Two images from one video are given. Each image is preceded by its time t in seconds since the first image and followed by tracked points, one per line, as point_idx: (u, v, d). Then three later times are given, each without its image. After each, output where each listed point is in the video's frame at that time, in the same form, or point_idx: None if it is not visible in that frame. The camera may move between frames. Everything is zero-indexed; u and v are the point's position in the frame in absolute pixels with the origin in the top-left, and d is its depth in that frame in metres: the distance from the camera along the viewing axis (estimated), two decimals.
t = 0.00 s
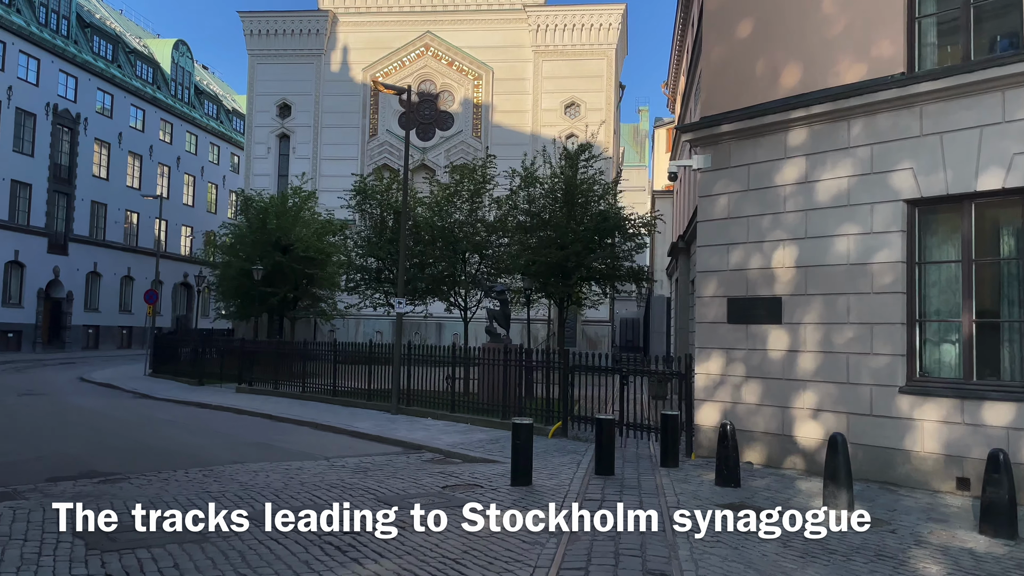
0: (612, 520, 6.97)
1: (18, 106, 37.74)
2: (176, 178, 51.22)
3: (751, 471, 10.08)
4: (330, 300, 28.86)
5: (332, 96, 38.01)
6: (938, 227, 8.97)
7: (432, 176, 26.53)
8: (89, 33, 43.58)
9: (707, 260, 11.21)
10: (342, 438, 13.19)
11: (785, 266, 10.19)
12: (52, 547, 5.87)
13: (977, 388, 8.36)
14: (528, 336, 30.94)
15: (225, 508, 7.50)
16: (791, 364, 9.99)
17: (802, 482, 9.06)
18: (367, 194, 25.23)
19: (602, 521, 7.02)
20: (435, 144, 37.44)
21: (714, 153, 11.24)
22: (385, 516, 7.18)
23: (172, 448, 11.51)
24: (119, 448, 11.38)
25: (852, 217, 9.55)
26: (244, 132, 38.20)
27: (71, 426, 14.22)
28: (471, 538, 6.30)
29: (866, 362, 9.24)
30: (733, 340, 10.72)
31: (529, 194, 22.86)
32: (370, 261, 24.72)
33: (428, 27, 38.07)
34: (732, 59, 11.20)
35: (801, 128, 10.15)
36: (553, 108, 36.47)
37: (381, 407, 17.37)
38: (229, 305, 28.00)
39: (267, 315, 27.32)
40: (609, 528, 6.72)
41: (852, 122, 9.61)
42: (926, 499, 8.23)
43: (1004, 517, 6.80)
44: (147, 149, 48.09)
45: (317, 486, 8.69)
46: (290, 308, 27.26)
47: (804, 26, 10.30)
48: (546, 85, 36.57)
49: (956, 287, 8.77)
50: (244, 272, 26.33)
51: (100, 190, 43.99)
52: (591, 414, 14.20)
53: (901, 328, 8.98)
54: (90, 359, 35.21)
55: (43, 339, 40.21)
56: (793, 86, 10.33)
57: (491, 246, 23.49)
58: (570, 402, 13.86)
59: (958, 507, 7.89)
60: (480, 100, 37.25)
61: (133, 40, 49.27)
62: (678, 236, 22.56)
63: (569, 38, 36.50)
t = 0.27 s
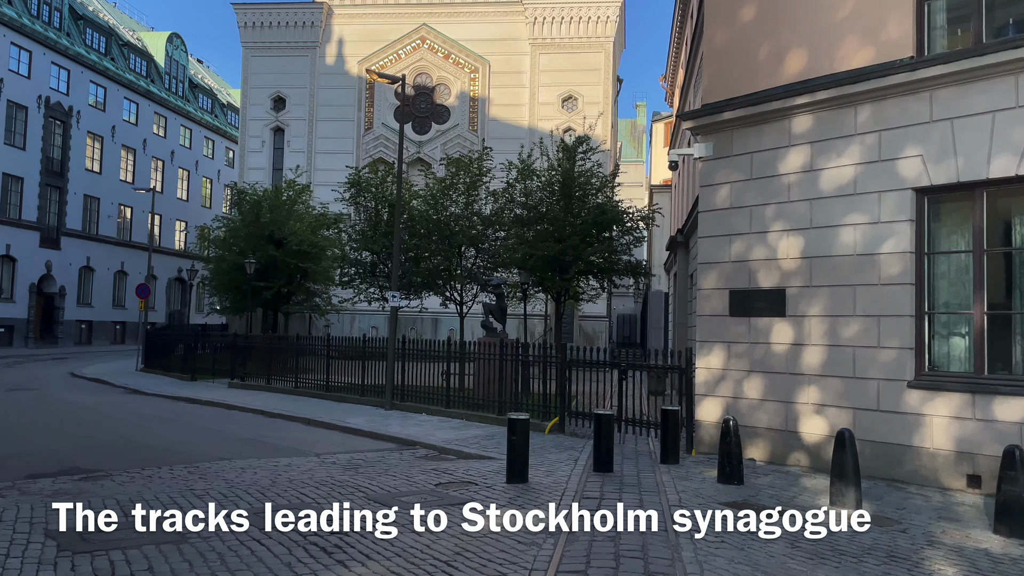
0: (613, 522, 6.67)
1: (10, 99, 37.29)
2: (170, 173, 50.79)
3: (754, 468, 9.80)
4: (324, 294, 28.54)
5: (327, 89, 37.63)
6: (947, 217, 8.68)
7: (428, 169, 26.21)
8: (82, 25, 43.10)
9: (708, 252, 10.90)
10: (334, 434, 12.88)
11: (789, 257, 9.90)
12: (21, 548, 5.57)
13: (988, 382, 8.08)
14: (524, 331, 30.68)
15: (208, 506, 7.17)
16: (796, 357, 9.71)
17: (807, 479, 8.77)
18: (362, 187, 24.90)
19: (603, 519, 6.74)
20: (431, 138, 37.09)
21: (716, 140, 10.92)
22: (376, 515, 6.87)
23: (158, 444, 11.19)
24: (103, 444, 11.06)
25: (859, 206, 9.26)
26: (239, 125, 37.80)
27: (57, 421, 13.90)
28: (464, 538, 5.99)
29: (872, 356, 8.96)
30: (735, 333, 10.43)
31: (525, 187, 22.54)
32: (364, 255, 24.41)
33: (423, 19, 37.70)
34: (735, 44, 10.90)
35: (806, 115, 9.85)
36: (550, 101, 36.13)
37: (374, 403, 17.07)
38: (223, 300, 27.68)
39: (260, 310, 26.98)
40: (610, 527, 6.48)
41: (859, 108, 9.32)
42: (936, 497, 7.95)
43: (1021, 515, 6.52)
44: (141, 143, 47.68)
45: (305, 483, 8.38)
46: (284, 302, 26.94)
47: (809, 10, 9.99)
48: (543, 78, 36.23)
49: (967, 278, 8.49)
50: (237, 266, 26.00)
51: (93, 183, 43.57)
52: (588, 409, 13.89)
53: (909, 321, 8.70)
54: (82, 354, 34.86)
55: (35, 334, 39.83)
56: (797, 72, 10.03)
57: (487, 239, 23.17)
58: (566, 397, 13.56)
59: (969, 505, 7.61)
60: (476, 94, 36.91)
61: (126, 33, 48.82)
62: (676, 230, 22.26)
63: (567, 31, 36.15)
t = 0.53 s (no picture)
0: (612, 529, 6.38)
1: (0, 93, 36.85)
2: (164, 168, 50.35)
3: (757, 470, 9.51)
4: (318, 291, 28.21)
5: (322, 84, 37.24)
6: (959, 211, 8.38)
7: (423, 164, 25.88)
8: (74, 18, 42.60)
9: (710, 249, 10.60)
10: (325, 435, 12.58)
11: (794, 254, 9.60)
12: None
13: (1001, 384, 7.79)
14: (521, 329, 30.37)
15: (189, 513, 6.86)
16: (800, 357, 9.42)
17: (812, 484, 8.48)
18: (356, 182, 24.57)
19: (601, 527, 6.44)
20: (427, 133, 36.72)
21: (718, 134, 10.62)
22: (364, 522, 6.57)
23: (143, 446, 10.88)
24: (87, 446, 10.74)
25: (866, 201, 8.96)
26: (232, 119, 37.41)
27: (42, 421, 13.55)
28: (456, 550, 5.68)
29: (880, 355, 8.67)
30: (737, 332, 10.14)
31: (522, 182, 22.21)
32: (358, 251, 24.07)
33: (419, 13, 37.37)
34: (738, 34, 10.57)
35: (812, 107, 9.54)
36: (547, 96, 35.79)
37: (368, 402, 16.76)
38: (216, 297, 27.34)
39: (253, 307, 26.65)
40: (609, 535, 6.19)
41: (866, 99, 9.01)
42: (947, 503, 7.66)
43: None
44: (134, 137, 47.23)
45: (293, 488, 8.06)
46: (278, 299, 26.61)
47: None
48: (541, 72, 35.87)
49: (979, 276, 8.19)
50: (230, 262, 25.66)
51: (85, 178, 43.13)
52: (586, 409, 13.60)
53: (918, 320, 8.41)
54: (74, 351, 34.47)
55: (27, 331, 39.42)
56: (803, 63, 9.72)
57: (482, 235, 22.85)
58: (564, 396, 13.27)
59: (983, 512, 7.32)
60: (472, 88, 36.54)
61: (119, 26, 48.34)
62: (675, 226, 21.96)
63: (564, 25, 35.79)
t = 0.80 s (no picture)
0: (613, 529, 6.06)
1: None
2: (159, 161, 49.90)
3: (762, 467, 9.20)
4: (313, 284, 27.86)
5: (318, 75, 36.83)
6: (973, 198, 8.07)
7: (419, 155, 25.53)
8: (67, 9, 42.11)
9: (714, 238, 10.28)
10: (317, 430, 12.26)
11: (801, 243, 9.29)
12: None
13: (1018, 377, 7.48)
14: (519, 323, 30.05)
15: (170, 511, 6.54)
16: (807, 350, 9.11)
17: (820, 481, 8.17)
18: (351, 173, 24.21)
19: (602, 526, 6.14)
20: (423, 125, 36.32)
21: (723, 119, 10.29)
22: (354, 522, 6.26)
23: (129, 441, 10.56)
24: (71, 442, 10.42)
25: (876, 187, 8.64)
26: (227, 111, 37.01)
27: (27, 416, 13.20)
28: (450, 552, 5.37)
29: (891, 347, 8.36)
30: (742, 324, 9.84)
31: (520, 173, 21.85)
32: (354, 244, 23.71)
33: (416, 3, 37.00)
34: (743, 16, 10.24)
35: (820, 91, 9.21)
36: (545, 88, 35.38)
37: (363, 396, 16.45)
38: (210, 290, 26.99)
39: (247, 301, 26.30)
40: (611, 534, 5.88)
41: (877, 82, 8.68)
42: (962, 501, 7.36)
43: None
44: (128, 130, 46.80)
45: (281, 485, 7.75)
46: (272, 293, 26.27)
47: None
48: (539, 64, 35.48)
49: (994, 265, 7.88)
50: (223, 255, 25.30)
51: (78, 171, 42.70)
52: (585, 404, 13.28)
53: (930, 311, 8.10)
54: (66, 345, 34.09)
55: (20, 325, 39.04)
56: (811, 45, 9.38)
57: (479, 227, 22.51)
58: (563, 391, 12.95)
59: (1000, 511, 7.02)
60: (470, 80, 36.13)
61: (113, 18, 47.85)
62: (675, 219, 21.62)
63: (563, 16, 35.39)
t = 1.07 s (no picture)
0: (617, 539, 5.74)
1: None
2: (155, 154, 49.50)
3: (769, 468, 8.89)
4: (309, 279, 27.52)
5: (315, 68, 36.43)
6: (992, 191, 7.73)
7: (417, 149, 25.18)
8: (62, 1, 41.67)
9: (720, 232, 9.95)
10: (311, 430, 11.94)
11: (811, 237, 8.96)
12: None
13: None
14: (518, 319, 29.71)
15: (150, 518, 6.21)
16: (817, 348, 8.79)
17: (831, 484, 7.85)
18: (348, 167, 23.87)
19: (604, 534, 5.82)
20: (422, 118, 35.94)
21: (729, 109, 9.96)
22: (344, 530, 5.94)
23: (116, 442, 10.24)
24: (56, 442, 10.11)
25: (890, 179, 8.31)
26: (223, 105, 36.64)
27: (14, 414, 12.88)
28: (445, 565, 5.04)
29: (905, 346, 8.04)
30: (749, 321, 9.51)
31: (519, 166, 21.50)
32: (351, 238, 23.37)
33: None
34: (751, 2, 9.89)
35: (831, 79, 8.87)
36: (545, 81, 35.01)
37: (359, 394, 16.12)
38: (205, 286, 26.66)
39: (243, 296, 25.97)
40: (614, 544, 5.57)
41: (891, 69, 8.34)
42: (981, 507, 7.04)
43: None
44: (124, 123, 46.40)
45: (270, 489, 7.43)
46: (268, 288, 25.95)
47: None
48: (539, 56, 35.09)
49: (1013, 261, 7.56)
50: (218, 250, 24.97)
51: (73, 165, 42.31)
52: (586, 403, 12.94)
53: (947, 308, 7.78)
54: (61, 341, 33.74)
55: (15, 321, 38.72)
56: (822, 32, 9.02)
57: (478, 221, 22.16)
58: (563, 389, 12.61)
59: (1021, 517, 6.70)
60: (469, 73, 35.73)
61: (108, 10, 47.41)
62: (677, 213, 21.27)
63: (562, 7, 34.98)
